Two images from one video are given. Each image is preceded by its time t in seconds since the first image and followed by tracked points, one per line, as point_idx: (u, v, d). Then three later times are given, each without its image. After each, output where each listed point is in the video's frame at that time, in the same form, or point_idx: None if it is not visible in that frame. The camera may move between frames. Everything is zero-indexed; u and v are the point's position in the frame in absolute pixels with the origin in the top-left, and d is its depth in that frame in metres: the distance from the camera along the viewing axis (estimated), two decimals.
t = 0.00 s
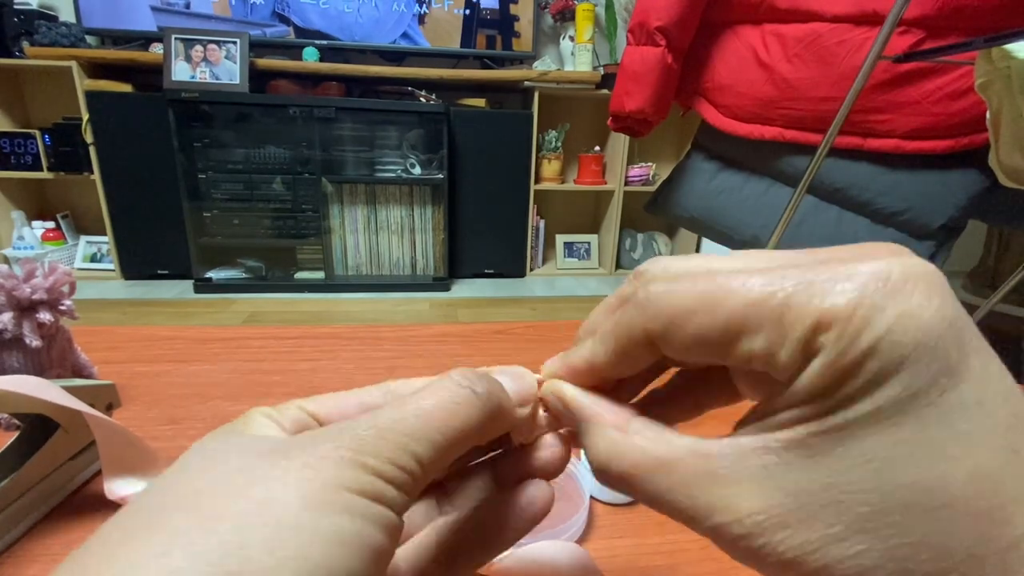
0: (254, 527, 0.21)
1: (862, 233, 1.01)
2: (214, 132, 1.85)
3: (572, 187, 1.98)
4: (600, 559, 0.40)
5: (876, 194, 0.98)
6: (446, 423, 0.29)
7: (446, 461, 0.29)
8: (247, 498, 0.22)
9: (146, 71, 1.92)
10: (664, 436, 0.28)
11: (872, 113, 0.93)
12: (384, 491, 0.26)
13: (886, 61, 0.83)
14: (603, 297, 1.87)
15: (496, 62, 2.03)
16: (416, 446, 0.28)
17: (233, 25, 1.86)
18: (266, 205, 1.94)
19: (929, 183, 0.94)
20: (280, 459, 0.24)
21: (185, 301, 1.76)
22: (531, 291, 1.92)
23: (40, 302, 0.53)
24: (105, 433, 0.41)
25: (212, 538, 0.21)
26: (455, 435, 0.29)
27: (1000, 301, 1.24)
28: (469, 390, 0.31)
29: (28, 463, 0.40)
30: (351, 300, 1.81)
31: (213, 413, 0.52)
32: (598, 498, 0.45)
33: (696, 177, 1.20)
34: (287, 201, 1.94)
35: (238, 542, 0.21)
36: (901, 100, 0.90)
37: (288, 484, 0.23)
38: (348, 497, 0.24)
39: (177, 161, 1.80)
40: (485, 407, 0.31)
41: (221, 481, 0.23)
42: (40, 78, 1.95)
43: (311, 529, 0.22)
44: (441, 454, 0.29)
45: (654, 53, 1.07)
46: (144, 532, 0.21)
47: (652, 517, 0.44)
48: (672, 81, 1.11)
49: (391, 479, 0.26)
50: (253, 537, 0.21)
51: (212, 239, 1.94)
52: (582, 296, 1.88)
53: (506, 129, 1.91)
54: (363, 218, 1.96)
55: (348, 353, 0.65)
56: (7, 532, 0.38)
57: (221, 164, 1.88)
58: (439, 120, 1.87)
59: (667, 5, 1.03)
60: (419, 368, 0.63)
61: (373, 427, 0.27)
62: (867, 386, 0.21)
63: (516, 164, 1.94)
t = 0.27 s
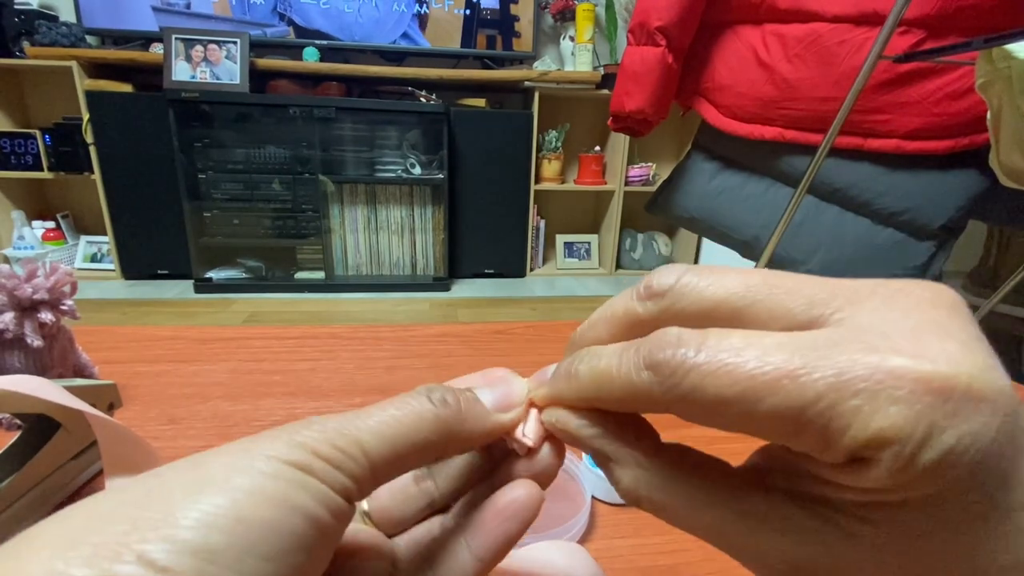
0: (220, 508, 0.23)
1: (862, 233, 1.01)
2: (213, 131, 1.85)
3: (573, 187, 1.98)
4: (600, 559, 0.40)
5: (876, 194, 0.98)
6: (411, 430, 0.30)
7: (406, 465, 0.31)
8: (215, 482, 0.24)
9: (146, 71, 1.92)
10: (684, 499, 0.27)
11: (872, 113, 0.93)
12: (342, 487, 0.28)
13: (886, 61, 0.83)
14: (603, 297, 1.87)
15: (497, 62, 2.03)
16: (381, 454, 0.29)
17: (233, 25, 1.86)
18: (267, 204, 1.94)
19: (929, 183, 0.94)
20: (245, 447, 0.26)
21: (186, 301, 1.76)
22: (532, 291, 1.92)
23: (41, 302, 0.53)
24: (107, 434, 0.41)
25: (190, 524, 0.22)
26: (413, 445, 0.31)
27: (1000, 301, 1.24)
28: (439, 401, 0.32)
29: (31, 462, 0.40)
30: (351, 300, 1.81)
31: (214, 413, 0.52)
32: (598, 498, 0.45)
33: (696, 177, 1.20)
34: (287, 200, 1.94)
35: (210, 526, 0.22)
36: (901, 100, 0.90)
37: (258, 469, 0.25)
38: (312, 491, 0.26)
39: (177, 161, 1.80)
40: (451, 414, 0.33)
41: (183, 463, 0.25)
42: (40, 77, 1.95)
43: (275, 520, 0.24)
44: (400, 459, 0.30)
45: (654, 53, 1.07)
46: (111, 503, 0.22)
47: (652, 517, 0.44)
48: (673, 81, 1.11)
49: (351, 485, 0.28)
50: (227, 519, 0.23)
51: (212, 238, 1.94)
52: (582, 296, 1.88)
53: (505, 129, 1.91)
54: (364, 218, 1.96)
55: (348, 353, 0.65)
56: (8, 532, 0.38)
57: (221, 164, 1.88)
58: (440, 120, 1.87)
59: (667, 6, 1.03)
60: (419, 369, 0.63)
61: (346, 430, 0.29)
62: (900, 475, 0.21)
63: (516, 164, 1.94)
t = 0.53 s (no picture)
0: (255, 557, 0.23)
1: (863, 233, 1.01)
2: (214, 131, 1.85)
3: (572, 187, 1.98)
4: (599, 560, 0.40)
5: (876, 194, 0.98)
6: (449, 399, 0.29)
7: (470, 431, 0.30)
8: (249, 531, 0.23)
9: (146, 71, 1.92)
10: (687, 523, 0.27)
11: (872, 113, 0.93)
12: (407, 472, 0.26)
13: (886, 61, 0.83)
14: (603, 297, 1.87)
15: (497, 62, 2.03)
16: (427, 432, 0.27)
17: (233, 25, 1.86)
18: (266, 204, 1.94)
19: (930, 183, 0.94)
20: (283, 480, 0.25)
21: (185, 301, 1.76)
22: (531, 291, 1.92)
23: (40, 302, 0.52)
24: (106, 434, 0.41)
25: None
26: (461, 418, 0.29)
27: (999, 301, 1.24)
28: (475, 360, 0.31)
29: (31, 462, 0.40)
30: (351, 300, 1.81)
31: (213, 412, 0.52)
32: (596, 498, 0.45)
33: (696, 177, 1.20)
34: (287, 200, 1.94)
35: None
36: (901, 100, 0.90)
37: (288, 508, 0.24)
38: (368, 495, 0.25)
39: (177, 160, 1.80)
40: (489, 377, 0.32)
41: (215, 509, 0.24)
42: (40, 77, 1.95)
43: (327, 543, 0.23)
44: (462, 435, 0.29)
45: (654, 53, 1.07)
46: None
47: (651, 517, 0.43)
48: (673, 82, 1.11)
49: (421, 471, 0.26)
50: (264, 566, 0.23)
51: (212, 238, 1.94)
52: (582, 297, 1.88)
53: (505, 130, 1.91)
54: (363, 218, 1.96)
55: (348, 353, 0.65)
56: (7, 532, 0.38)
57: (221, 164, 1.88)
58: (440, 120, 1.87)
59: (667, 6, 1.03)
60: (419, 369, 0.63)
61: (379, 410, 0.27)
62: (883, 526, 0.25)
63: (515, 164, 1.94)
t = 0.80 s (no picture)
0: (267, 543, 0.23)
1: (863, 233, 1.01)
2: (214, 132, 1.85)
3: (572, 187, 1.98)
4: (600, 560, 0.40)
5: (876, 194, 0.98)
6: (455, 412, 0.27)
7: (473, 443, 0.28)
8: (276, 524, 0.23)
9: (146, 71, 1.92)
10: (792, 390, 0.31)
11: (872, 113, 0.93)
12: (398, 469, 0.26)
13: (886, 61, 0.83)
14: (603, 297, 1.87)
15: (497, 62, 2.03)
16: (424, 435, 0.26)
17: (233, 25, 1.86)
18: (267, 204, 1.94)
19: (929, 183, 0.94)
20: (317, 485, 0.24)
21: (185, 301, 1.76)
22: (531, 292, 1.92)
23: (41, 302, 0.52)
24: (107, 434, 0.41)
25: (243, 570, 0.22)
26: (463, 427, 0.27)
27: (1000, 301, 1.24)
28: (486, 376, 0.29)
29: (30, 462, 0.40)
30: (351, 301, 1.81)
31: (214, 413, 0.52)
32: (597, 497, 0.45)
33: (696, 177, 1.20)
34: (287, 200, 1.94)
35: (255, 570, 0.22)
36: (902, 100, 0.90)
37: (309, 499, 0.24)
38: (358, 487, 0.25)
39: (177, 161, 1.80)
40: (502, 395, 0.29)
41: (238, 495, 0.24)
42: (40, 77, 1.95)
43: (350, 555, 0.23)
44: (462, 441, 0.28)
45: (654, 53, 1.07)
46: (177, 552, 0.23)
47: (652, 517, 0.43)
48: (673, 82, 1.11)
49: (412, 469, 0.26)
50: (278, 553, 0.23)
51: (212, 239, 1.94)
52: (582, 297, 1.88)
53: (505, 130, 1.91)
54: (364, 218, 1.96)
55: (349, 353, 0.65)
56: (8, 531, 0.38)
57: (221, 164, 1.88)
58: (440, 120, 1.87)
59: (667, 6, 1.03)
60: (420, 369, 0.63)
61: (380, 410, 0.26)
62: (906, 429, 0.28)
63: (515, 165, 1.94)
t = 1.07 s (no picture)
0: (276, 548, 0.22)
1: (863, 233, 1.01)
2: (213, 131, 1.85)
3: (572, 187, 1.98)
4: (600, 559, 0.40)
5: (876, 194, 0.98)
6: (476, 420, 0.26)
7: (489, 452, 0.28)
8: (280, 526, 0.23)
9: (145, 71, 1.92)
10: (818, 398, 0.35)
11: (873, 113, 0.93)
12: (416, 478, 0.25)
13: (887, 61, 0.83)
14: (603, 297, 1.88)
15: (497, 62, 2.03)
16: (443, 443, 0.26)
17: (233, 25, 1.86)
18: (266, 204, 1.94)
19: (929, 183, 0.94)
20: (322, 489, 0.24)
21: (185, 301, 1.76)
22: (531, 291, 1.92)
23: (41, 302, 0.52)
24: (108, 434, 0.41)
25: None
26: (481, 435, 0.27)
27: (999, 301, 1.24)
28: (510, 384, 0.28)
29: (31, 463, 0.40)
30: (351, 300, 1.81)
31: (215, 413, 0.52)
32: (598, 497, 0.45)
33: (697, 177, 1.20)
34: (287, 200, 1.94)
35: None
36: (902, 100, 0.90)
37: (315, 505, 0.23)
38: (371, 495, 0.24)
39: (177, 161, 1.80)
40: (524, 407, 0.28)
41: (249, 492, 0.24)
42: (40, 77, 1.95)
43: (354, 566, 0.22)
44: (479, 449, 0.27)
45: (654, 53, 1.07)
46: (181, 551, 0.22)
47: (653, 517, 0.43)
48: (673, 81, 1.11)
49: (429, 478, 0.25)
50: (280, 554, 0.22)
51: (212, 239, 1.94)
52: (582, 296, 1.88)
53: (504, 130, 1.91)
54: (363, 218, 1.96)
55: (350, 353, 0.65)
56: (6, 533, 0.38)
57: (221, 164, 1.88)
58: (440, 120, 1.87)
59: (667, 5, 1.03)
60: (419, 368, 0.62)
61: (407, 414, 0.26)
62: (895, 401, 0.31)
63: (515, 165, 1.94)
